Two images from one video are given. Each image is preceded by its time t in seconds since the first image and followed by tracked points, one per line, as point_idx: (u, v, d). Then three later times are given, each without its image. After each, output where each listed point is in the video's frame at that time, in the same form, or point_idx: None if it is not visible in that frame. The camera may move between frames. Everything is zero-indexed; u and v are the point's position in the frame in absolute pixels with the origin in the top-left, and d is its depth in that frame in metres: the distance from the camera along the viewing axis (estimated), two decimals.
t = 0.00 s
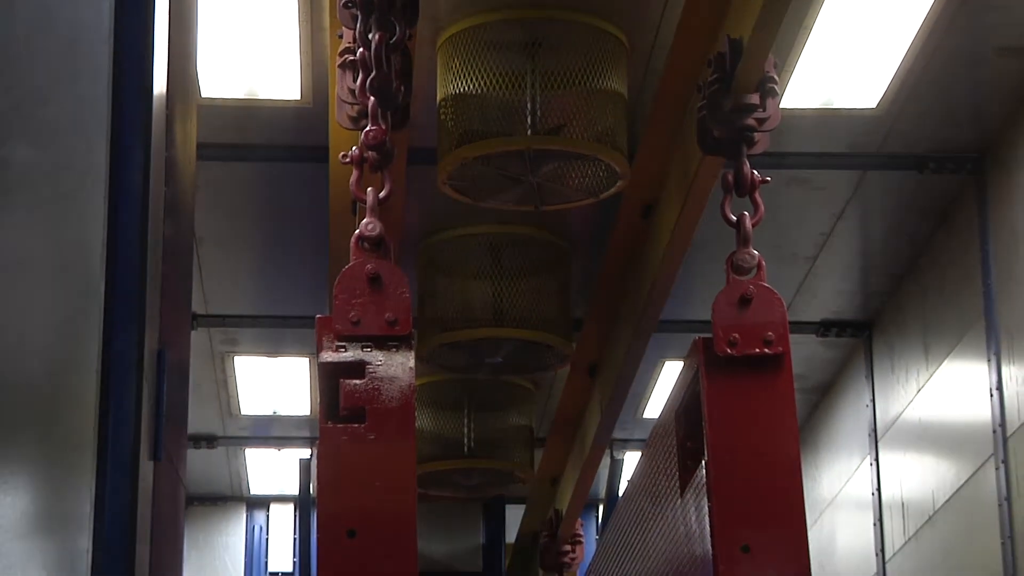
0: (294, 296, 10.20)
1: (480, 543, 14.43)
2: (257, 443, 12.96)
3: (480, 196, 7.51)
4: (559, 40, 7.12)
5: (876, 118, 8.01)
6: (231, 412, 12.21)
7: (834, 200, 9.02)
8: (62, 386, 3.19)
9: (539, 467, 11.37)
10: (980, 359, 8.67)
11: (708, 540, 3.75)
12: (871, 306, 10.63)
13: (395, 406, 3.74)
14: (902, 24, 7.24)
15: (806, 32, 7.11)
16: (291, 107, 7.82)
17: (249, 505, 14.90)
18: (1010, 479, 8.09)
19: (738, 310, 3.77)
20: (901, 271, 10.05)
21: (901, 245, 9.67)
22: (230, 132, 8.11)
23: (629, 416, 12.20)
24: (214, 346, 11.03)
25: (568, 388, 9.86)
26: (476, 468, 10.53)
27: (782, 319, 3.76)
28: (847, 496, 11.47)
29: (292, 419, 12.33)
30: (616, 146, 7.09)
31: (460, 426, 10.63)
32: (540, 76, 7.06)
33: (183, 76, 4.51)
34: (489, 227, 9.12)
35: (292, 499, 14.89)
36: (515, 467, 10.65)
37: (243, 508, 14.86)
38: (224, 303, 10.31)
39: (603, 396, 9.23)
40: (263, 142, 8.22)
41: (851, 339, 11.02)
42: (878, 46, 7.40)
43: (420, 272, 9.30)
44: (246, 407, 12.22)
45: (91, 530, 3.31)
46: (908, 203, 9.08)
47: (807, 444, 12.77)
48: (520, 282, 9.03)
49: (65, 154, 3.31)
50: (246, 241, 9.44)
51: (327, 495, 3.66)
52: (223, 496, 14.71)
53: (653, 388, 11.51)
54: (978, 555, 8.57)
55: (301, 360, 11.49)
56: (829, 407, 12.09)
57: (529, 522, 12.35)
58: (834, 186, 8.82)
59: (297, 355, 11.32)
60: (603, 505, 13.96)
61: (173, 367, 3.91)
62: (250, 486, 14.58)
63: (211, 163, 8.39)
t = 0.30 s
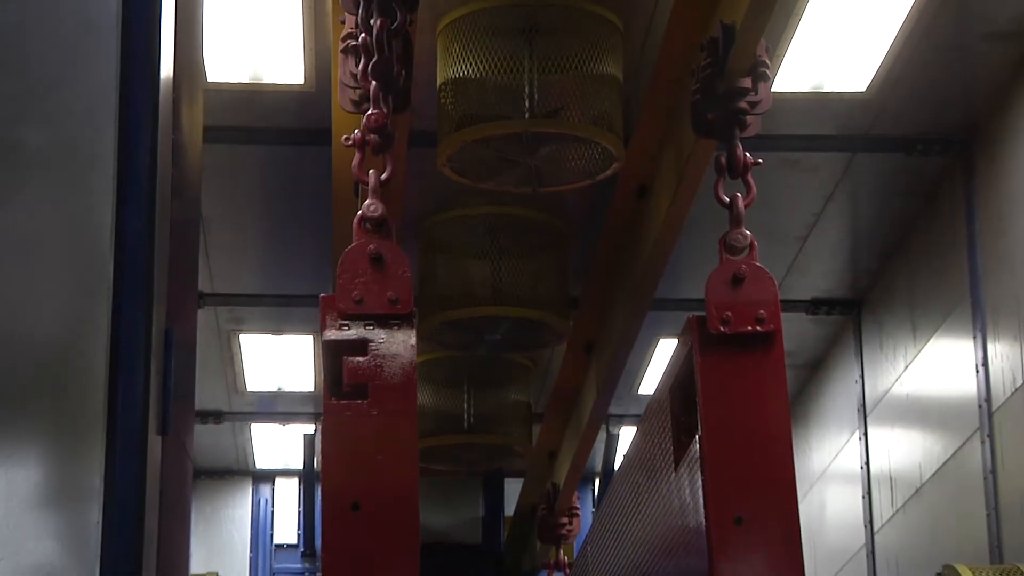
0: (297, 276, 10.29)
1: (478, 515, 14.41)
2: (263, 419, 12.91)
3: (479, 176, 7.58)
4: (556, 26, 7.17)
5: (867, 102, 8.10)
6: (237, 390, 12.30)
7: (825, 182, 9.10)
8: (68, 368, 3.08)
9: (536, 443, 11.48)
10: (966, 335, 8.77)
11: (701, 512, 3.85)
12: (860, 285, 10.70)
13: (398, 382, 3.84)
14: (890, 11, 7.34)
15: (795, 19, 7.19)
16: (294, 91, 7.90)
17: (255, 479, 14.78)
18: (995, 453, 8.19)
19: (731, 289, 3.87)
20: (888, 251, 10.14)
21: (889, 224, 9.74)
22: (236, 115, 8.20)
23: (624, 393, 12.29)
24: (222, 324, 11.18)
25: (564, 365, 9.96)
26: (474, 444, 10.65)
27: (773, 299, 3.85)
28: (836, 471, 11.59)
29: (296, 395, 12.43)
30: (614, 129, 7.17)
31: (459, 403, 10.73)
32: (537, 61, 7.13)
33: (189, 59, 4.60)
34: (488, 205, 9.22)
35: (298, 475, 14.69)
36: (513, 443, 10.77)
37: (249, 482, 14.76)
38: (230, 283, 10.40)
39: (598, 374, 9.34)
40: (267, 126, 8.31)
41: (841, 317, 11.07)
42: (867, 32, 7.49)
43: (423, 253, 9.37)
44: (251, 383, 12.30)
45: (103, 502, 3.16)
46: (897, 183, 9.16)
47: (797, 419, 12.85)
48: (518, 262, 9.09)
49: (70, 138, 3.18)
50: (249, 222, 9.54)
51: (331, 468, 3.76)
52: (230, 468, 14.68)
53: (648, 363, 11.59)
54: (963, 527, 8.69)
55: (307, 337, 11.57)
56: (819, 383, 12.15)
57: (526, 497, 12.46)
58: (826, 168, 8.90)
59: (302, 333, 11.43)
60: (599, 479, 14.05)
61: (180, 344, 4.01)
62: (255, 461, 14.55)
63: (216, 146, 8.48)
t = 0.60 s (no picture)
0: (302, 256, 10.41)
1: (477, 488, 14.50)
2: (269, 395, 13.08)
3: (480, 159, 7.68)
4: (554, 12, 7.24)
5: (855, 87, 8.21)
6: (244, 366, 12.42)
7: (814, 165, 9.20)
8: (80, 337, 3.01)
9: (535, 418, 11.61)
10: (952, 313, 8.88)
11: (695, 485, 3.98)
12: (849, 266, 10.78)
13: (400, 359, 3.96)
14: None
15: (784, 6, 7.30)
16: (298, 76, 8.01)
17: (261, 454, 14.96)
18: (981, 428, 8.30)
19: (724, 269, 3.94)
20: (875, 232, 10.24)
21: (877, 205, 9.82)
22: (242, 100, 8.30)
23: (620, 369, 12.41)
24: (228, 304, 11.29)
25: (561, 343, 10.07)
26: (474, 419, 10.78)
27: (765, 278, 3.93)
28: (827, 446, 11.72)
29: (301, 371, 12.53)
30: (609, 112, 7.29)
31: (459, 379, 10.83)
32: (536, 46, 7.22)
33: (197, 44, 4.70)
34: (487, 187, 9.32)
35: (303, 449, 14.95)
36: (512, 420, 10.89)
37: (255, 458, 14.93)
38: (237, 263, 10.51)
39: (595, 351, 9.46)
40: (269, 110, 8.42)
41: (831, 297, 11.16)
42: (855, 19, 7.60)
43: (426, 233, 9.55)
44: (258, 360, 12.40)
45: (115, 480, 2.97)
46: (886, 165, 9.24)
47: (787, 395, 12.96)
48: (515, 243, 9.22)
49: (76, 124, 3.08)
50: (254, 205, 9.64)
51: (334, 443, 3.87)
52: (237, 443, 14.81)
53: (643, 339, 11.69)
54: (948, 501, 8.82)
55: (312, 315, 11.71)
56: (809, 360, 12.24)
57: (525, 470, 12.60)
58: (816, 150, 8.99)
59: (307, 312, 11.56)
60: (595, 453, 14.18)
61: (188, 323, 4.12)
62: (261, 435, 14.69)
63: (222, 130, 8.59)
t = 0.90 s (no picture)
0: (306, 237, 10.51)
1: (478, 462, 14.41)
2: (276, 372, 13.01)
3: (479, 142, 7.75)
4: None
5: (844, 71, 8.30)
6: (249, 344, 12.52)
7: (804, 148, 9.29)
8: (88, 313, 3.61)
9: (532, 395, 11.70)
10: (938, 290, 8.95)
11: (688, 461, 4.09)
12: (838, 246, 10.85)
13: (401, 337, 4.07)
14: None
15: None
16: (301, 62, 8.11)
17: (266, 430, 14.99)
18: (966, 404, 8.39)
19: (716, 249, 4.06)
20: (864, 214, 10.31)
21: (865, 187, 9.88)
22: (246, 84, 8.40)
23: (615, 347, 12.48)
24: (234, 283, 11.39)
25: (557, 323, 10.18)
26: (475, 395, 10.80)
27: (756, 258, 4.05)
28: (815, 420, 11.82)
29: (306, 349, 12.61)
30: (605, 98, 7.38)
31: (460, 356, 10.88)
32: (534, 32, 7.32)
33: (203, 27, 4.80)
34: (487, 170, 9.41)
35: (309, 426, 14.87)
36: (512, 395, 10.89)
37: (261, 433, 14.96)
38: (243, 244, 10.60)
39: (592, 329, 9.57)
40: (272, 95, 8.52)
41: (820, 276, 11.23)
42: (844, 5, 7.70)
43: (426, 216, 9.63)
44: (263, 338, 12.49)
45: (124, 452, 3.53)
46: (875, 147, 9.32)
47: (777, 371, 13.03)
48: (511, 222, 9.27)
49: (86, 128, 3.71)
50: (259, 187, 9.74)
51: (338, 418, 3.98)
52: (243, 418, 14.88)
53: (638, 317, 11.75)
54: (936, 475, 8.91)
55: (314, 295, 11.80)
56: (799, 339, 12.31)
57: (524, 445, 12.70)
58: (806, 133, 9.08)
59: (311, 292, 11.64)
60: (592, 428, 14.11)
61: (197, 302, 4.26)
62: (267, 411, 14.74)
63: (227, 115, 8.69)
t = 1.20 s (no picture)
0: (309, 218, 10.63)
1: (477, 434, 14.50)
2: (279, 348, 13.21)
3: (477, 124, 7.84)
4: None
5: (832, 55, 8.39)
6: (253, 321, 12.64)
7: (792, 131, 9.38)
8: (96, 305, 4.08)
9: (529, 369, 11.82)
10: (923, 265, 9.06)
11: (680, 433, 4.22)
12: (826, 225, 10.95)
13: (401, 314, 4.20)
14: None
15: None
16: (304, 46, 8.22)
17: (270, 404, 15.03)
18: (950, 378, 8.52)
19: (707, 228, 4.17)
20: (851, 194, 10.41)
21: (853, 167, 9.98)
22: (250, 68, 8.51)
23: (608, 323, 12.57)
24: (239, 261, 11.47)
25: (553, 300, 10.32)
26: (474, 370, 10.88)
27: (746, 237, 4.15)
28: (803, 396, 11.95)
29: (309, 325, 12.73)
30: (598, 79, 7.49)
31: (458, 333, 10.97)
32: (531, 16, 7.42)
33: (206, 12, 4.91)
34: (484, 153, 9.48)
35: (312, 399, 14.97)
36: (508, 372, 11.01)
37: (265, 407, 14.99)
38: (248, 224, 10.71)
39: (587, 307, 9.71)
40: (274, 78, 8.63)
41: (807, 255, 11.34)
42: None
43: (427, 197, 9.61)
44: (268, 315, 12.61)
45: (131, 427, 3.99)
46: (864, 128, 9.42)
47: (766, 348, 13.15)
48: (509, 203, 9.33)
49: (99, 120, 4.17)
50: (264, 168, 9.85)
51: (340, 392, 4.11)
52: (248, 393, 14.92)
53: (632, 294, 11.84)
54: (921, 448, 9.03)
55: (318, 274, 11.84)
56: (787, 316, 12.41)
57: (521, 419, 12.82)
58: (796, 117, 9.17)
59: (315, 270, 11.74)
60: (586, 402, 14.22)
61: (202, 281, 4.44)
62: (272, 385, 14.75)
63: (232, 98, 8.80)
